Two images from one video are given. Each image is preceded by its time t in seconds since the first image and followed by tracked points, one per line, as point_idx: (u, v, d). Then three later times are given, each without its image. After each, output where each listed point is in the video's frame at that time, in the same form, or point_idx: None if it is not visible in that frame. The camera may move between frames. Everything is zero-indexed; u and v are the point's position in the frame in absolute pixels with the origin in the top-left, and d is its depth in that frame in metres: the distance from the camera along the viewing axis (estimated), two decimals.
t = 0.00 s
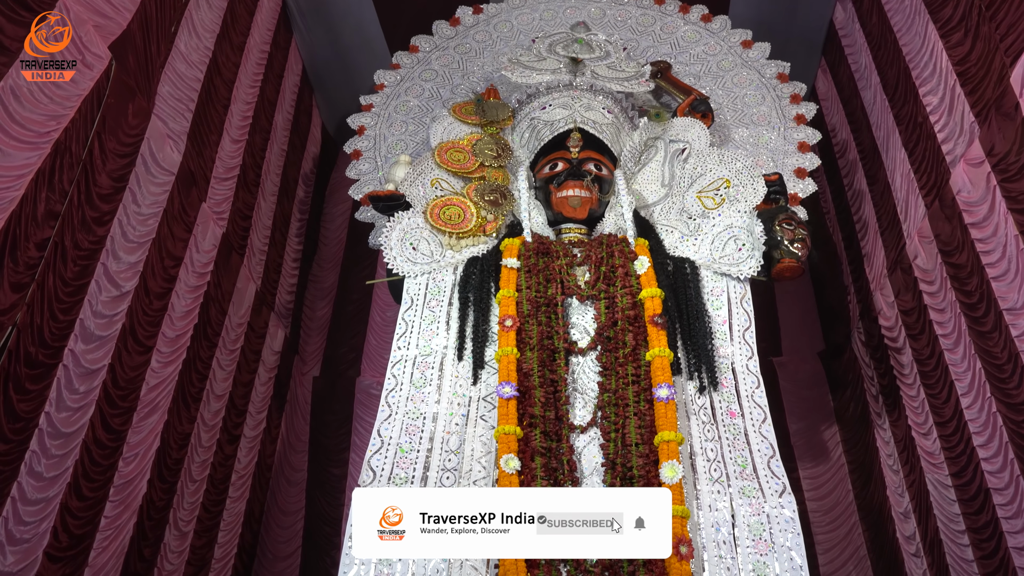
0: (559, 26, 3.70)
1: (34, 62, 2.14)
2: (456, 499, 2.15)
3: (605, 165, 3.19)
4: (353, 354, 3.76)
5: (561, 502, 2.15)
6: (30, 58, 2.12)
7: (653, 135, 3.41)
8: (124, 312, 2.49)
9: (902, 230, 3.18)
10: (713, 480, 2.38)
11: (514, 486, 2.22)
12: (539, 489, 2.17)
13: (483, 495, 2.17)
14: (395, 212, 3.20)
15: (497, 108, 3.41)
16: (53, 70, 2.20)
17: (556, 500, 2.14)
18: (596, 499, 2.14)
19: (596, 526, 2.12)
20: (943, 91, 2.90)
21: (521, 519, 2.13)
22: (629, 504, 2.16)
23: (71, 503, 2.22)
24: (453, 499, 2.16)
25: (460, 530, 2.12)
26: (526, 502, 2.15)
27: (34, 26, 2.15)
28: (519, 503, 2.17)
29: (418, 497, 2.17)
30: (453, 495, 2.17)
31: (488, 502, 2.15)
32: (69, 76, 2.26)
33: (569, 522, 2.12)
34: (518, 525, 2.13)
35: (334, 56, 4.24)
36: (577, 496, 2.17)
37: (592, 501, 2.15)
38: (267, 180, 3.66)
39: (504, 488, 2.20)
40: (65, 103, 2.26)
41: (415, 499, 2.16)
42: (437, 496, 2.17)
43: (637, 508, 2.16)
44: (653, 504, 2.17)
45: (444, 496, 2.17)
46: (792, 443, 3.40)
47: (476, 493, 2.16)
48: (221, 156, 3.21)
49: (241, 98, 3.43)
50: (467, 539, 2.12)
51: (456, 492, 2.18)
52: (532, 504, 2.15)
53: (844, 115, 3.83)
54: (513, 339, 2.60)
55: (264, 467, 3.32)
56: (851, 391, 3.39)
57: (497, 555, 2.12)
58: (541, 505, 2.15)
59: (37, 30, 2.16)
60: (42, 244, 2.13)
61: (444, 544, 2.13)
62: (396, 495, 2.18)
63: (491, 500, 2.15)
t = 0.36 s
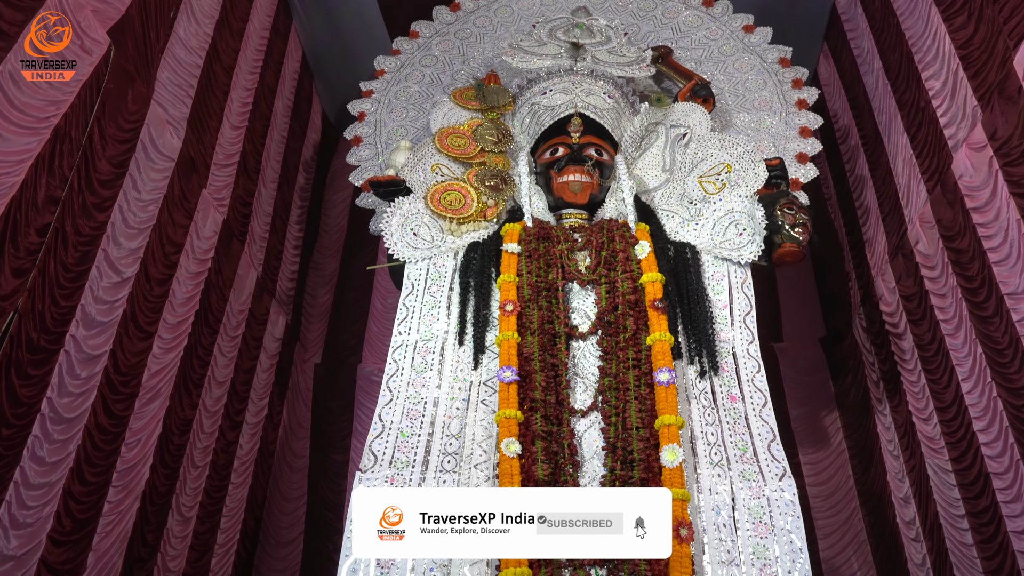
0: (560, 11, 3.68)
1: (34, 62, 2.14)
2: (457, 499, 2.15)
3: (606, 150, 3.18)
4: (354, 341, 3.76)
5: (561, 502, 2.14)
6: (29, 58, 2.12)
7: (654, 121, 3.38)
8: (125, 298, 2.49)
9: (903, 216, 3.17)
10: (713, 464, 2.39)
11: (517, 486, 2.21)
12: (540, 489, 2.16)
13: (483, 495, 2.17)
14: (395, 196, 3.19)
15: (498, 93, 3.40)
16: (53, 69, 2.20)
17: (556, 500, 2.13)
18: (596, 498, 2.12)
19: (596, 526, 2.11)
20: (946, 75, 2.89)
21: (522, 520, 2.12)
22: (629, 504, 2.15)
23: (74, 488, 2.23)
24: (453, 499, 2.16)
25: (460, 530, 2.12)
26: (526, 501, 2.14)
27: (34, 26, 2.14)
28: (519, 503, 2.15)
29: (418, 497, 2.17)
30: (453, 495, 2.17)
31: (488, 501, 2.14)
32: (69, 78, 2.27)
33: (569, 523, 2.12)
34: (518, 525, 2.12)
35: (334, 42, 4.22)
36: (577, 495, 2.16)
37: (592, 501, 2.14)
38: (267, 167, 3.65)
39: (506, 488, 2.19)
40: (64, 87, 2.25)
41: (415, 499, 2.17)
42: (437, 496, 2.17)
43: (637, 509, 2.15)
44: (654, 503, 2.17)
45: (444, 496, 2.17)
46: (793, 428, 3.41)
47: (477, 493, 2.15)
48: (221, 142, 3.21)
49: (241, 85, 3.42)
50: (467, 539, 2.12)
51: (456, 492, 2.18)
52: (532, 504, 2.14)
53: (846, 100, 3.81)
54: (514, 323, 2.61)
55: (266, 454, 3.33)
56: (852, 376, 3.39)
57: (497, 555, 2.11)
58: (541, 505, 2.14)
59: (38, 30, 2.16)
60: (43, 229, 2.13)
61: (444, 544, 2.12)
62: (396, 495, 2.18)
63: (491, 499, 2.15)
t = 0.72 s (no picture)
0: None
1: (34, 62, 2.13)
2: (456, 499, 2.14)
3: (607, 135, 3.18)
4: (355, 327, 3.77)
5: (561, 502, 2.14)
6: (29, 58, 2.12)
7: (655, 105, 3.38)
8: (127, 284, 2.49)
9: (905, 200, 3.16)
10: (714, 447, 2.39)
11: (521, 486, 2.20)
12: (542, 489, 2.16)
13: (483, 495, 2.17)
14: (396, 181, 3.17)
15: (499, 78, 3.39)
16: (52, 70, 2.19)
17: (557, 500, 2.13)
18: (596, 498, 2.12)
19: (596, 526, 2.11)
20: (949, 58, 2.88)
21: (522, 520, 2.12)
22: (629, 504, 2.14)
23: (77, 472, 2.24)
24: (453, 499, 2.15)
25: (460, 530, 2.12)
26: (526, 502, 2.14)
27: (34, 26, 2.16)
28: (519, 503, 2.15)
29: (418, 497, 2.17)
30: (453, 495, 2.16)
31: (488, 502, 2.14)
32: (70, 76, 2.25)
33: (569, 523, 2.11)
34: (518, 526, 2.12)
35: (334, 28, 4.21)
36: (578, 496, 2.15)
37: (592, 501, 2.14)
38: (268, 153, 3.65)
39: (507, 488, 2.18)
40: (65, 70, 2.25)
41: (415, 499, 2.16)
42: (437, 496, 2.17)
43: (638, 507, 2.14)
44: (654, 503, 2.15)
45: (443, 496, 2.16)
46: (794, 414, 3.42)
47: (476, 492, 2.15)
48: (222, 128, 3.20)
49: (240, 70, 3.41)
50: (467, 539, 2.11)
51: (456, 492, 2.17)
52: (532, 504, 2.14)
53: (848, 85, 3.80)
54: (515, 308, 2.61)
55: (269, 440, 3.34)
56: (853, 362, 3.39)
57: (496, 555, 2.11)
58: (541, 505, 2.14)
59: (38, 30, 2.17)
60: (43, 214, 2.13)
61: (444, 544, 2.12)
62: (396, 496, 2.18)
63: (490, 499, 2.15)
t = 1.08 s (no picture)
0: None
1: (34, 62, 2.12)
2: (456, 499, 2.11)
3: (608, 120, 3.18)
4: (357, 313, 3.78)
5: (561, 502, 2.11)
6: (29, 58, 2.11)
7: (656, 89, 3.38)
8: (129, 269, 2.50)
9: (907, 185, 3.16)
10: (715, 430, 2.40)
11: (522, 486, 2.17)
12: (541, 488, 2.13)
13: (483, 495, 2.13)
14: (397, 165, 3.20)
15: (500, 63, 3.36)
16: (52, 69, 2.18)
17: (557, 500, 2.10)
18: (596, 498, 2.09)
19: (596, 526, 2.08)
20: (953, 41, 2.86)
21: (521, 519, 2.09)
22: (629, 503, 2.12)
23: (82, 456, 2.26)
24: (453, 499, 2.12)
25: (460, 530, 2.09)
26: (526, 501, 2.11)
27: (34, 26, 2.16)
28: (520, 503, 2.12)
29: (418, 497, 2.14)
30: (453, 495, 2.13)
31: (488, 502, 2.11)
32: (69, 76, 2.24)
33: (569, 523, 2.09)
34: (518, 525, 2.10)
35: (335, 13, 4.20)
36: (580, 495, 2.13)
37: (592, 501, 2.11)
38: (268, 139, 3.64)
39: (507, 488, 2.15)
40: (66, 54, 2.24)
41: (415, 499, 2.13)
42: (437, 496, 2.13)
43: (640, 508, 2.12)
44: (654, 503, 2.13)
45: (444, 496, 2.13)
46: (794, 399, 3.43)
47: (476, 493, 2.12)
48: (222, 113, 3.20)
49: (240, 56, 3.39)
50: (467, 539, 2.09)
51: (456, 492, 2.14)
52: (532, 504, 2.11)
53: (851, 69, 3.78)
54: (516, 291, 2.62)
55: (271, 425, 3.36)
56: (853, 347, 3.39)
57: (497, 555, 2.08)
58: (541, 504, 2.11)
59: (38, 30, 2.17)
60: (44, 199, 2.13)
61: (444, 544, 2.10)
62: (396, 495, 2.14)
63: (491, 499, 2.11)
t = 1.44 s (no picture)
0: None
1: (34, 62, 2.12)
2: (456, 499, 2.09)
3: (609, 103, 3.16)
4: (359, 298, 3.79)
5: (561, 502, 2.07)
6: (29, 57, 2.11)
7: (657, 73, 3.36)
8: (130, 254, 2.50)
9: (910, 169, 3.15)
10: (715, 413, 2.40)
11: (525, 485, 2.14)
12: (543, 488, 2.09)
13: (483, 494, 2.10)
14: (397, 150, 3.15)
15: (500, 47, 3.38)
16: (53, 69, 2.17)
17: (557, 499, 2.07)
18: (596, 498, 2.07)
19: (596, 526, 2.05)
20: (956, 24, 2.84)
21: (522, 519, 2.05)
22: (628, 503, 2.09)
23: (85, 440, 2.26)
24: (452, 498, 2.09)
25: (460, 531, 2.06)
26: (526, 501, 2.07)
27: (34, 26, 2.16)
28: (520, 502, 2.09)
29: (417, 497, 2.11)
30: (453, 494, 2.10)
31: (488, 502, 2.07)
32: (70, 76, 2.23)
33: (570, 522, 2.06)
34: (518, 525, 2.06)
35: None
36: (581, 495, 2.09)
37: (592, 501, 2.08)
38: (269, 124, 3.63)
39: (509, 487, 2.11)
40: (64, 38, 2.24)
41: (414, 499, 2.11)
42: (437, 495, 2.10)
43: (641, 508, 2.09)
44: (655, 502, 2.10)
45: (443, 496, 2.11)
46: (795, 383, 3.43)
47: (476, 492, 2.08)
48: (222, 98, 3.19)
49: (240, 40, 3.38)
50: (467, 539, 2.06)
51: (456, 491, 2.11)
52: (532, 503, 2.07)
53: (853, 53, 3.77)
54: (517, 275, 2.62)
55: (273, 410, 3.37)
56: (855, 332, 3.39)
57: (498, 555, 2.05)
58: (542, 504, 2.07)
59: (38, 30, 2.17)
60: (44, 183, 2.12)
61: (444, 545, 2.07)
62: (395, 495, 2.13)
63: (490, 499, 2.07)
